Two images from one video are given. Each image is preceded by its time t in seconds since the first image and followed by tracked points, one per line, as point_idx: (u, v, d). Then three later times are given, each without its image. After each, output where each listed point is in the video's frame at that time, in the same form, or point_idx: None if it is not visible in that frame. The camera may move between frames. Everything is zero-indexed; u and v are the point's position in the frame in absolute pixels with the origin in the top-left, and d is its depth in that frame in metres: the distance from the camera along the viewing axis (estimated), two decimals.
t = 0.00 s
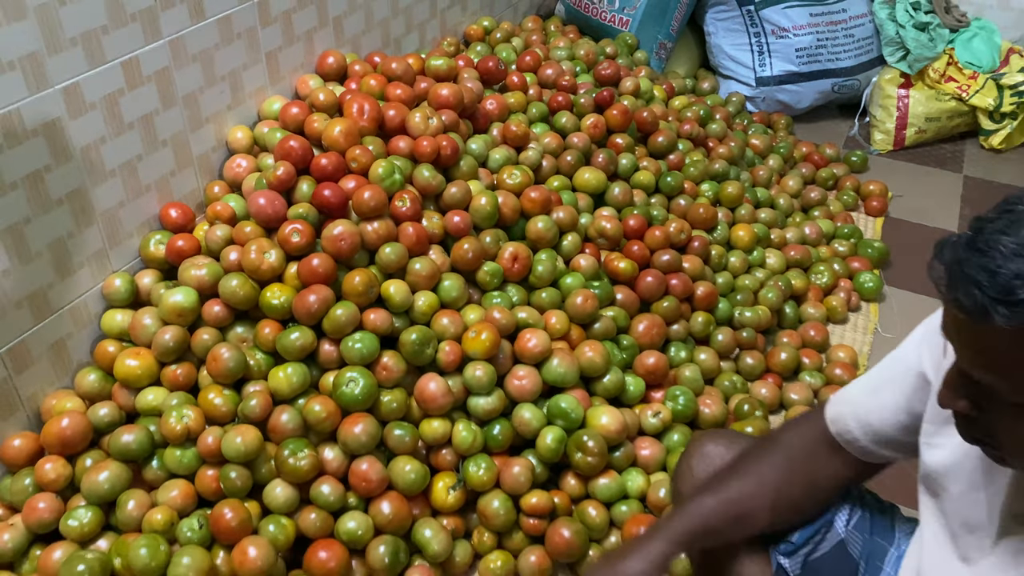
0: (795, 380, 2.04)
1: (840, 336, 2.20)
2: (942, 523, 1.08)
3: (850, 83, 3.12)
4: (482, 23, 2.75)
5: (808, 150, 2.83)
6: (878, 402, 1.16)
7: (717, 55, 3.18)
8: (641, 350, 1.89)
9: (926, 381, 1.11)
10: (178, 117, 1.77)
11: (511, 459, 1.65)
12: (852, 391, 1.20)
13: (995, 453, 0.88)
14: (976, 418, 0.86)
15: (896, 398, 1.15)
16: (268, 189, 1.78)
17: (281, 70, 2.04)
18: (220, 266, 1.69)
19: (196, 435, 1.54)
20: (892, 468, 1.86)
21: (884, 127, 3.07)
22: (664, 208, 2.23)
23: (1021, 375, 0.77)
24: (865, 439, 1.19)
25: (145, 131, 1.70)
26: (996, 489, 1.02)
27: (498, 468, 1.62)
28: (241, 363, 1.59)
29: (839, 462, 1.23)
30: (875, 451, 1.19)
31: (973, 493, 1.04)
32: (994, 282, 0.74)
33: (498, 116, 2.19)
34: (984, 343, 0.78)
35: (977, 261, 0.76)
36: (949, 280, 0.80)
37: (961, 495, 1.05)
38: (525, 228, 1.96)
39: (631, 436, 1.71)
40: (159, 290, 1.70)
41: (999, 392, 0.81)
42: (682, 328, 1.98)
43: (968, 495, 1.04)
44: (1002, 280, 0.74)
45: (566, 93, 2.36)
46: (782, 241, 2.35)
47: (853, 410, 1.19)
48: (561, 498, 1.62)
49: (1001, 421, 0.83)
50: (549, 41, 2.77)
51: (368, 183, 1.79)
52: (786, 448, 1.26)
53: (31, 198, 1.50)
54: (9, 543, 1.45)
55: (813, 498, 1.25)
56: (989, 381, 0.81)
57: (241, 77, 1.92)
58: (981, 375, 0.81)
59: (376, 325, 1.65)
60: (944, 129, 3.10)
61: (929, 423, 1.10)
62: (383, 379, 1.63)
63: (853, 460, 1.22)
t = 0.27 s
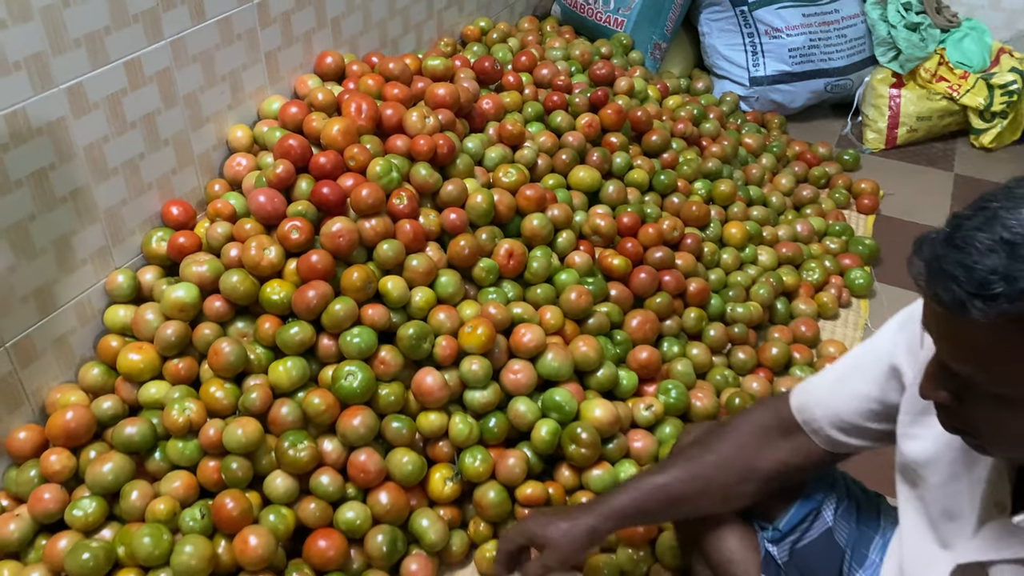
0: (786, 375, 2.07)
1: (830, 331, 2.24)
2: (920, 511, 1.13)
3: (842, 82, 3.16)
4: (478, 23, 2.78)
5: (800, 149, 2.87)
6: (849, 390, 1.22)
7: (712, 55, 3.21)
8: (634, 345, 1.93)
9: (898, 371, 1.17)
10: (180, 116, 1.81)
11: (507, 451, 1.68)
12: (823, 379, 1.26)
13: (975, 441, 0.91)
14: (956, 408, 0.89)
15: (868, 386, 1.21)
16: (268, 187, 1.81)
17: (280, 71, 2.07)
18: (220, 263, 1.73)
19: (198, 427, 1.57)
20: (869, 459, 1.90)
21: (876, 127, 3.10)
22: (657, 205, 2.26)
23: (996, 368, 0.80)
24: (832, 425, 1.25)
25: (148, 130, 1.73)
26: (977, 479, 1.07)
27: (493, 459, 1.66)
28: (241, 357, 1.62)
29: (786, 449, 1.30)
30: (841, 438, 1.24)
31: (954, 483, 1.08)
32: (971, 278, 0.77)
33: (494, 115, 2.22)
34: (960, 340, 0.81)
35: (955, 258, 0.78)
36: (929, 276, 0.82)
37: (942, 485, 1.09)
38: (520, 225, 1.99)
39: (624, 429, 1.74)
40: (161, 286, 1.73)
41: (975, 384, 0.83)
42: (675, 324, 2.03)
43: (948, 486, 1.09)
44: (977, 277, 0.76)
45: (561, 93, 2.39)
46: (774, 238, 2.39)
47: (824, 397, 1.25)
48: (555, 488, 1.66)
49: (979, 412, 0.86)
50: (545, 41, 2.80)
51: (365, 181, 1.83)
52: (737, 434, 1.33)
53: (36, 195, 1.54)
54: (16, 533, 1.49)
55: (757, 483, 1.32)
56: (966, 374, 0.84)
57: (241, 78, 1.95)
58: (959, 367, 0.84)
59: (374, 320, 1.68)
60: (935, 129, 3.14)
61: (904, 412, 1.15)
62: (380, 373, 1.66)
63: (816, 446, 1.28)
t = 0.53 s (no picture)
0: (778, 371, 2.11)
1: (822, 328, 2.28)
2: (901, 500, 1.17)
3: (835, 83, 3.20)
4: (475, 25, 2.82)
5: (794, 149, 2.91)
6: (825, 388, 1.27)
7: (707, 56, 3.25)
8: (629, 341, 1.96)
9: (872, 370, 1.20)
10: (183, 117, 1.84)
11: (504, 444, 1.72)
12: (801, 377, 1.31)
13: (952, 433, 0.95)
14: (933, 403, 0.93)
15: (843, 383, 1.25)
16: (269, 186, 1.85)
17: (281, 72, 2.10)
18: (223, 260, 1.76)
19: (202, 421, 1.61)
20: (855, 447, 1.95)
21: (869, 126, 3.14)
22: (652, 204, 2.30)
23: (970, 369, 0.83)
24: (809, 422, 1.30)
25: (152, 130, 1.76)
26: (955, 468, 1.11)
27: (491, 452, 1.70)
28: (244, 353, 1.66)
29: (758, 446, 1.37)
30: (817, 433, 1.30)
31: (933, 472, 1.13)
32: (946, 285, 0.80)
33: (491, 116, 2.26)
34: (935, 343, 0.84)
35: (931, 264, 0.82)
36: (906, 280, 0.85)
37: (921, 474, 1.14)
38: (517, 224, 2.03)
39: (619, 423, 1.78)
40: (165, 284, 1.77)
41: (951, 381, 0.87)
42: (669, 320, 2.06)
43: (927, 474, 1.13)
44: (952, 284, 0.79)
45: (558, 93, 2.43)
46: (767, 237, 2.42)
47: (802, 394, 1.30)
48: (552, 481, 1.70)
49: (955, 407, 0.90)
50: (542, 43, 2.84)
51: (365, 180, 1.86)
52: (709, 436, 1.40)
53: (43, 194, 1.57)
54: (24, 525, 1.52)
55: (732, 479, 1.39)
56: (942, 373, 0.87)
57: (243, 79, 1.99)
58: (936, 367, 0.87)
59: (374, 316, 1.72)
60: (927, 128, 3.18)
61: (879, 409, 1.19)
62: (381, 368, 1.70)
63: (791, 441, 1.34)
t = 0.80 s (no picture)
0: (771, 367, 2.15)
1: (814, 326, 2.33)
2: (884, 491, 1.24)
3: (828, 85, 3.24)
4: (474, 29, 2.86)
5: (788, 150, 2.95)
6: (810, 395, 1.30)
7: (702, 58, 3.29)
8: (625, 338, 2.01)
9: (855, 372, 1.25)
10: (188, 120, 1.88)
11: (503, 439, 1.77)
12: (785, 387, 1.33)
13: (926, 426, 0.99)
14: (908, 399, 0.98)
15: (827, 389, 1.28)
16: (272, 187, 1.89)
17: (283, 76, 2.15)
18: (228, 260, 1.81)
19: (208, 417, 1.65)
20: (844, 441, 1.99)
21: (861, 128, 3.20)
22: (647, 205, 2.35)
23: (941, 366, 0.88)
24: (796, 429, 1.33)
25: (158, 134, 1.80)
26: (933, 459, 1.18)
27: (490, 447, 1.74)
28: (249, 350, 1.70)
29: (745, 457, 1.40)
30: (805, 440, 1.33)
31: (913, 463, 1.20)
32: (917, 288, 0.84)
33: (490, 118, 2.30)
34: (908, 344, 0.88)
35: (902, 269, 0.86)
36: (880, 283, 0.90)
37: (902, 465, 1.21)
38: (515, 224, 2.07)
39: (615, 418, 1.83)
40: (171, 283, 1.81)
41: (923, 378, 0.91)
42: (664, 318, 2.10)
43: (909, 465, 1.20)
44: (923, 286, 0.84)
45: (555, 97, 2.49)
46: (760, 236, 2.47)
47: (787, 403, 1.32)
48: (549, 475, 1.74)
49: (928, 402, 0.94)
50: (539, 46, 2.88)
51: (366, 181, 1.90)
52: (694, 447, 1.44)
53: (54, 196, 1.61)
54: (36, 518, 1.56)
55: (722, 489, 1.43)
56: (915, 370, 0.92)
57: (247, 83, 2.03)
58: (910, 367, 0.92)
59: (376, 314, 1.76)
60: (919, 130, 3.23)
61: (861, 409, 1.25)
62: (382, 365, 1.74)
63: (778, 450, 1.37)
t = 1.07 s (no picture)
0: (765, 364, 2.20)
1: (807, 324, 2.38)
2: (868, 482, 1.29)
3: (822, 87, 3.29)
4: (473, 33, 2.91)
5: (781, 151, 3.00)
6: (799, 386, 1.37)
7: (697, 61, 3.34)
8: (622, 335, 2.05)
9: (840, 362, 1.31)
10: (195, 123, 1.93)
11: (504, 434, 1.81)
12: (777, 379, 1.41)
13: (907, 414, 1.05)
14: (889, 389, 1.03)
15: (815, 379, 1.35)
16: (278, 188, 1.94)
17: (287, 79, 2.19)
18: (235, 260, 1.85)
19: (217, 412, 1.69)
20: (836, 434, 2.04)
21: (853, 129, 3.24)
22: (644, 205, 2.40)
23: (920, 356, 0.93)
24: (788, 420, 1.40)
25: (166, 137, 1.85)
26: (915, 449, 1.23)
27: (491, 442, 1.79)
28: (256, 347, 1.75)
29: (735, 445, 1.47)
30: (799, 430, 1.39)
31: (895, 454, 1.25)
32: (894, 282, 0.89)
33: (490, 121, 2.35)
34: (888, 334, 0.94)
35: (881, 265, 0.91)
36: (860, 278, 0.95)
37: (885, 455, 1.26)
38: (515, 224, 2.12)
39: (612, 414, 1.88)
40: (179, 282, 1.85)
41: (902, 367, 0.97)
42: (660, 316, 2.15)
43: (891, 456, 1.25)
44: (900, 280, 0.89)
45: (553, 100, 2.54)
46: (754, 236, 2.52)
47: (779, 396, 1.40)
48: (549, 468, 1.79)
49: (908, 390, 1.00)
50: (537, 50, 2.93)
51: (370, 183, 1.95)
52: (689, 433, 1.51)
53: (66, 197, 1.65)
54: (49, 511, 1.60)
55: (712, 475, 1.49)
56: (895, 359, 0.97)
57: (252, 86, 2.08)
58: (890, 357, 0.97)
59: (380, 312, 1.80)
60: (910, 131, 3.27)
61: (847, 398, 1.31)
62: (386, 362, 1.78)
63: (773, 441, 1.43)
